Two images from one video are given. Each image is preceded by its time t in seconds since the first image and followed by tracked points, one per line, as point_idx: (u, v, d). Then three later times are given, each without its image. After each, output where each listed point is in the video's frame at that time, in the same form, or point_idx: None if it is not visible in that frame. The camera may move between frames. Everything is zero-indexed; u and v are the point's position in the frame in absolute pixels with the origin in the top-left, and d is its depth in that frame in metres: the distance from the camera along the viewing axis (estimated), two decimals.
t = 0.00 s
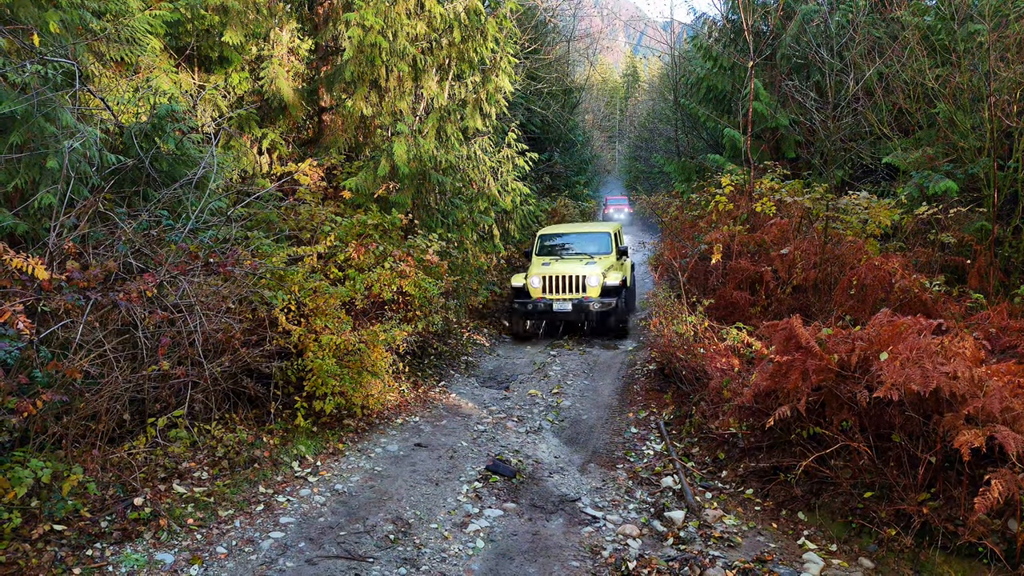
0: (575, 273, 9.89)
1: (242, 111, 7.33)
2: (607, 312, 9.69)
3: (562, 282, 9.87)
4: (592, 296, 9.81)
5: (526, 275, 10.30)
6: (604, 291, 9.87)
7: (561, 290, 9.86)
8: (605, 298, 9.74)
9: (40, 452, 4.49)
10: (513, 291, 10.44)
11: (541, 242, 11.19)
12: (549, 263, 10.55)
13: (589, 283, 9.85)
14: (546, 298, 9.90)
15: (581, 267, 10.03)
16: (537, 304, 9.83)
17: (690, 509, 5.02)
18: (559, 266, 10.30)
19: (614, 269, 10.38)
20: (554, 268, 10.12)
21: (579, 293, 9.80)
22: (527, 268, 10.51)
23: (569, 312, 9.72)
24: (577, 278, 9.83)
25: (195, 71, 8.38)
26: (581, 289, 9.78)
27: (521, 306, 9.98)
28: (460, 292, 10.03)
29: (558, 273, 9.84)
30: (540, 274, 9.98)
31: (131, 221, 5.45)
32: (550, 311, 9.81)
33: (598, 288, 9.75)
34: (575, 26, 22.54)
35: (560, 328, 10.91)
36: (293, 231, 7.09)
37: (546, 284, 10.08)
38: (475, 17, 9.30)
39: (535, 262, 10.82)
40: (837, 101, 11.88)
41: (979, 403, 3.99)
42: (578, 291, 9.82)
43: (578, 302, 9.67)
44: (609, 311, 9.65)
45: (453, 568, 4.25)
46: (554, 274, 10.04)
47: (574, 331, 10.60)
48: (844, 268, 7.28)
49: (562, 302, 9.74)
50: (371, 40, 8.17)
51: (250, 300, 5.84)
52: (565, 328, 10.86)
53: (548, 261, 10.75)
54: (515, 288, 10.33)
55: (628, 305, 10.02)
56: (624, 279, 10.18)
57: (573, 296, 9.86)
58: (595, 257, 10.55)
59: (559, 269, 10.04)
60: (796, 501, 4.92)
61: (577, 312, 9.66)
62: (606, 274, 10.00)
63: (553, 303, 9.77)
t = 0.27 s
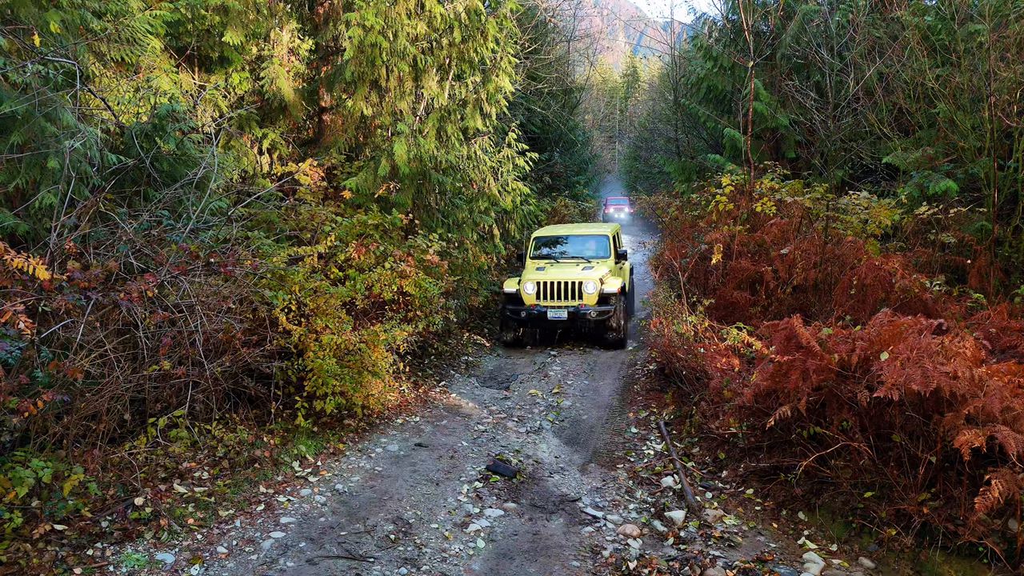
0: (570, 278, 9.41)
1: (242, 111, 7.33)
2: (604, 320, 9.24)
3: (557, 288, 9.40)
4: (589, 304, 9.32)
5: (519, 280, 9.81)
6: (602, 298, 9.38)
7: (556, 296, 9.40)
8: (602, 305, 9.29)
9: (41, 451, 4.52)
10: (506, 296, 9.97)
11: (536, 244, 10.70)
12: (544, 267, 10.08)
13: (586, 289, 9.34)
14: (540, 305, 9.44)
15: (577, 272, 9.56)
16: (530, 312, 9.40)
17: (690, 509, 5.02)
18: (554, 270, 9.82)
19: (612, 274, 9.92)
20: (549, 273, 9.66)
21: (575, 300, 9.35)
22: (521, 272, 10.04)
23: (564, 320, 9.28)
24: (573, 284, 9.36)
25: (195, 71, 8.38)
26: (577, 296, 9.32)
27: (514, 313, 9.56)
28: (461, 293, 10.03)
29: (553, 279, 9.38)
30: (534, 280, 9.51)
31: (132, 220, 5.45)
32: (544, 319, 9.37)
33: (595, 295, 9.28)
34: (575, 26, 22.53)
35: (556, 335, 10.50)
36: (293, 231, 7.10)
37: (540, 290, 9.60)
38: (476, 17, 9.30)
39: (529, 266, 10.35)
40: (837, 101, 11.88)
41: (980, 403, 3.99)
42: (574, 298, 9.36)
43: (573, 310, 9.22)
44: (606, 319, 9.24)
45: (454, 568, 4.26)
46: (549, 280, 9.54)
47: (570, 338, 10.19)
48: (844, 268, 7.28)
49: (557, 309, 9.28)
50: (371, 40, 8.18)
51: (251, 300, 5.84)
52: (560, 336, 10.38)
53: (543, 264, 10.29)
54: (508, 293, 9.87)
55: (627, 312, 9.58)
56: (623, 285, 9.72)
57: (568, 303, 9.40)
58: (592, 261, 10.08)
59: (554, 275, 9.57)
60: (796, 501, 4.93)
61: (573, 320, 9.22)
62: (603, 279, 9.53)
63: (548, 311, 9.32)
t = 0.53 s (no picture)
0: (564, 282, 8.79)
1: (242, 111, 7.33)
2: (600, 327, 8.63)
3: (550, 292, 8.77)
4: (584, 309, 8.67)
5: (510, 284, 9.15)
6: (598, 303, 8.73)
7: (549, 301, 8.76)
8: (598, 311, 8.66)
9: (42, 451, 4.53)
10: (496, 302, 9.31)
11: (528, 247, 10.10)
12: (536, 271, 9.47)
13: (581, 294, 8.69)
14: (532, 310, 8.77)
15: (572, 275, 8.96)
16: (521, 317, 8.76)
17: (691, 509, 5.02)
18: (547, 273, 9.21)
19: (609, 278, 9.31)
20: (541, 277, 9.03)
21: (568, 305, 8.71)
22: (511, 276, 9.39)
23: (557, 327, 8.64)
24: (567, 288, 8.73)
25: (195, 71, 8.38)
26: (571, 300, 8.69)
27: (504, 319, 8.94)
28: (461, 293, 10.02)
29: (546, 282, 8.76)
30: (525, 284, 8.87)
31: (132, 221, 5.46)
32: (536, 326, 8.73)
33: (590, 299, 8.66)
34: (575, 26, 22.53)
35: (550, 342, 9.94)
36: (294, 231, 7.10)
37: (532, 294, 8.93)
38: (476, 17, 9.30)
39: (521, 269, 9.76)
40: (837, 101, 11.88)
41: (980, 403, 3.99)
42: (568, 302, 8.73)
43: (567, 316, 8.59)
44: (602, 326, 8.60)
45: (454, 568, 4.26)
46: (542, 283, 8.88)
47: (564, 347, 9.62)
48: (845, 268, 7.28)
49: (549, 315, 8.63)
50: (371, 40, 8.18)
51: (251, 301, 5.85)
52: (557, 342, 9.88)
53: (536, 268, 9.68)
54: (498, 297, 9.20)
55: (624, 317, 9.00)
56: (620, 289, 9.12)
57: (562, 308, 8.74)
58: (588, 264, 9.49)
59: (547, 278, 8.96)
60: (797, 501, 4.93)
61: (566, 327, 8.59)
62: (599, 283, 8.92)
63: (540, 316, 8.66)
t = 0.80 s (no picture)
0: (557, 284, 8.33)
1: (242, 111, 7.33)
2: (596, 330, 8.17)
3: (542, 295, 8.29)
4: (578, 312, 8.20)
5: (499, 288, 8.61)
6: (593, 305, 8.28)
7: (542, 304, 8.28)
8: (594, 313, 8.20)
9: (42, 451, 4.53)
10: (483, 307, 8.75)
11: (519, 249, 9.66)
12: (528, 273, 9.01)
13: (575, 296, 8.22)
14: (523, 315, 8.24)
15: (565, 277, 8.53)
16: (513, 323, 8.25)
17: (691, 510, 5.03)
18: (539, 276, 8.75)
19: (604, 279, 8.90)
20: (533, 279, 8.56)
21: (562, 308, 8.25)
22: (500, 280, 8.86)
23: (551, 331, 8.15)
24: (560, 290, 8.27)
25: (196, 71, 8.37)
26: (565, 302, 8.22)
27: (495, 326, 8.41)
28: (461, 293, 10.03)
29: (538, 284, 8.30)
30: (516, 287, 8.38)
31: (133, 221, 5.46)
32: (528, 332, 8.20)
33: (585, 301, 8.21)
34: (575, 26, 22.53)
35: (542, 351, 9.45)
36: (294, 231, 7.10)
37: (523, 298, 8.40)
38: (476, 17, 9.31)
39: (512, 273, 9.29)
40: (837, 102, 11.89)
41: (980, 403, 3.99)
42: (561, 305, 8.26)
43: (561, 319, 8.11)
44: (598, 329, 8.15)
45: (455, 569, 4.26)
46: (533, 286, 8.36)
47: (558, 355, 9.13)
48: (845, 269, 7.28)
49: (542, 319, 8.14)
50: (372, 40, 8.18)
51: (252, 301, 5.85)
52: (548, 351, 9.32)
53: (527, 271, 9.22)
54: (486, 303, 8.64)
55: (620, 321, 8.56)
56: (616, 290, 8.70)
57: (555, 312, 8.25)
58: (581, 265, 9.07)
59: (539, 280, 8.49)
60: (797, 502, 4.93)
61: (561, 331, 8.12)
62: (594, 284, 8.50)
63: (532, 320, 8.16)
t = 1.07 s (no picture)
0: (549, 292, 7.84)
1: (242, 111, 7.33)
2: (591, 341, 7.69)
3: (534, 304, 7.80)
4: (573, 323, 7.71)
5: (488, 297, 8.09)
6: (589, 315, 7.79)
7: (534, 314, 7.79)
8: (589, 323, 7.72)
9: (42, 452, 4.54)
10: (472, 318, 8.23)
11: (510, 254, 9.16)
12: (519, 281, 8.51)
13: (569, 305, 7.72)
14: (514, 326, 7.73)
15: (558, 284, 8.04)
16: (504, 335, 7.76)
17: (691, 510, 5.03)
18: (531, 284, 8.25)
19: (599, 287, 8.43)
20: (524, 287, 8.05)
21: (555, 318, 7.77)
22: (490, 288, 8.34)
23: (544, 343, 7.66)
24: (553, 299, 7.79)
25: (196, 71, 8.37)
26: (558, 312, 7.74)
27: (485, 338, 7.91)
28: (461, 293, 10.02)
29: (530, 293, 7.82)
30: (507, 296, 7.88)
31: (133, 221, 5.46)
32: (519, 344, 7.70)
33: (580, 310, 7.73)
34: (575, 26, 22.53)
35: (534, 363, 8.91)
36: (294, 231, 7.10)
37: (514, 308, 7.89)
38: (476, 17, 9.31)
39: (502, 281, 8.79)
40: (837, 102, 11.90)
41: (980, 403, 3.99)
42: (554, 315, 7.78)
43: (554, 330, 7.64)
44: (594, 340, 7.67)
45: (455, 569, 4.26)
46: (524, 295, 7.84)
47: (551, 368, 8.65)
48: (845, 268, 7.29)
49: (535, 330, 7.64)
50: (372, 40, 8.18)
51: (252, 301, 5.85)
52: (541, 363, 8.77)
53: (519, 278, 8.73)
54: (475, 313, 8.12)
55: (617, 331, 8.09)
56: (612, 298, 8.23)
57: (548, 322, 7.75)
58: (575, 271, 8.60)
59: (531, 287, 8.00)
60: (797, 502, 4.93)
61: (555, 343, 7.64)
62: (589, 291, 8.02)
63: (524, 332, 7.67)
